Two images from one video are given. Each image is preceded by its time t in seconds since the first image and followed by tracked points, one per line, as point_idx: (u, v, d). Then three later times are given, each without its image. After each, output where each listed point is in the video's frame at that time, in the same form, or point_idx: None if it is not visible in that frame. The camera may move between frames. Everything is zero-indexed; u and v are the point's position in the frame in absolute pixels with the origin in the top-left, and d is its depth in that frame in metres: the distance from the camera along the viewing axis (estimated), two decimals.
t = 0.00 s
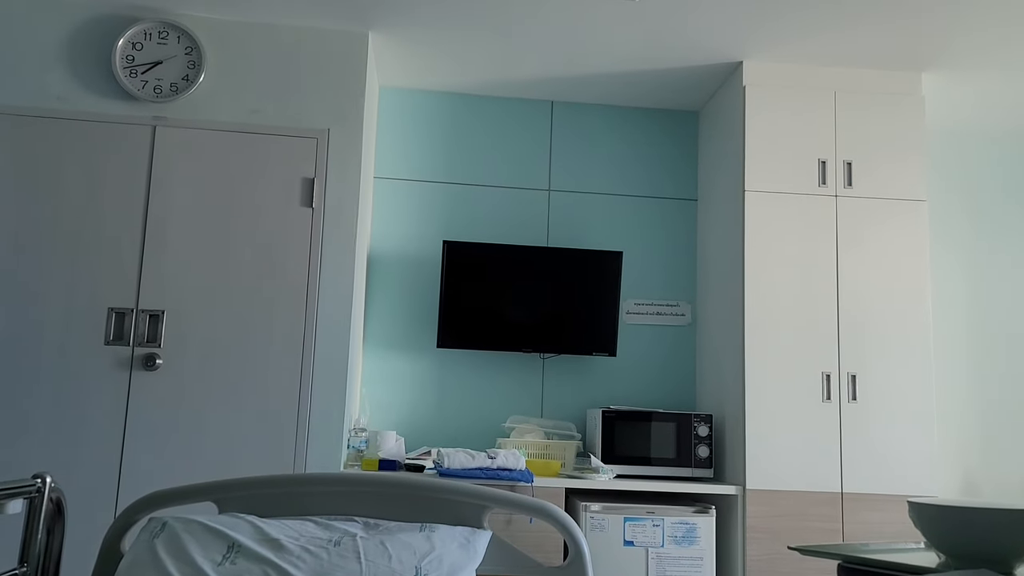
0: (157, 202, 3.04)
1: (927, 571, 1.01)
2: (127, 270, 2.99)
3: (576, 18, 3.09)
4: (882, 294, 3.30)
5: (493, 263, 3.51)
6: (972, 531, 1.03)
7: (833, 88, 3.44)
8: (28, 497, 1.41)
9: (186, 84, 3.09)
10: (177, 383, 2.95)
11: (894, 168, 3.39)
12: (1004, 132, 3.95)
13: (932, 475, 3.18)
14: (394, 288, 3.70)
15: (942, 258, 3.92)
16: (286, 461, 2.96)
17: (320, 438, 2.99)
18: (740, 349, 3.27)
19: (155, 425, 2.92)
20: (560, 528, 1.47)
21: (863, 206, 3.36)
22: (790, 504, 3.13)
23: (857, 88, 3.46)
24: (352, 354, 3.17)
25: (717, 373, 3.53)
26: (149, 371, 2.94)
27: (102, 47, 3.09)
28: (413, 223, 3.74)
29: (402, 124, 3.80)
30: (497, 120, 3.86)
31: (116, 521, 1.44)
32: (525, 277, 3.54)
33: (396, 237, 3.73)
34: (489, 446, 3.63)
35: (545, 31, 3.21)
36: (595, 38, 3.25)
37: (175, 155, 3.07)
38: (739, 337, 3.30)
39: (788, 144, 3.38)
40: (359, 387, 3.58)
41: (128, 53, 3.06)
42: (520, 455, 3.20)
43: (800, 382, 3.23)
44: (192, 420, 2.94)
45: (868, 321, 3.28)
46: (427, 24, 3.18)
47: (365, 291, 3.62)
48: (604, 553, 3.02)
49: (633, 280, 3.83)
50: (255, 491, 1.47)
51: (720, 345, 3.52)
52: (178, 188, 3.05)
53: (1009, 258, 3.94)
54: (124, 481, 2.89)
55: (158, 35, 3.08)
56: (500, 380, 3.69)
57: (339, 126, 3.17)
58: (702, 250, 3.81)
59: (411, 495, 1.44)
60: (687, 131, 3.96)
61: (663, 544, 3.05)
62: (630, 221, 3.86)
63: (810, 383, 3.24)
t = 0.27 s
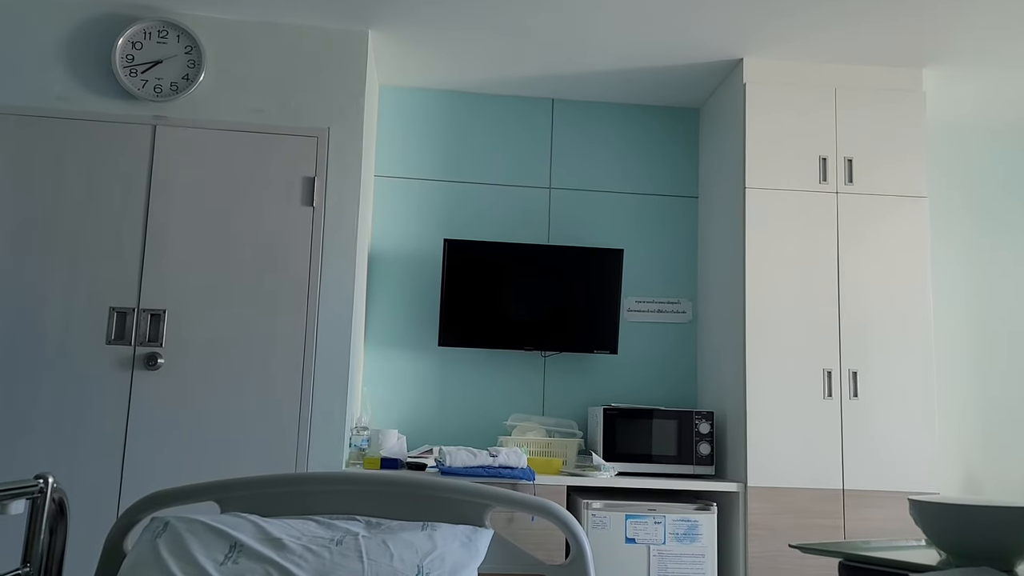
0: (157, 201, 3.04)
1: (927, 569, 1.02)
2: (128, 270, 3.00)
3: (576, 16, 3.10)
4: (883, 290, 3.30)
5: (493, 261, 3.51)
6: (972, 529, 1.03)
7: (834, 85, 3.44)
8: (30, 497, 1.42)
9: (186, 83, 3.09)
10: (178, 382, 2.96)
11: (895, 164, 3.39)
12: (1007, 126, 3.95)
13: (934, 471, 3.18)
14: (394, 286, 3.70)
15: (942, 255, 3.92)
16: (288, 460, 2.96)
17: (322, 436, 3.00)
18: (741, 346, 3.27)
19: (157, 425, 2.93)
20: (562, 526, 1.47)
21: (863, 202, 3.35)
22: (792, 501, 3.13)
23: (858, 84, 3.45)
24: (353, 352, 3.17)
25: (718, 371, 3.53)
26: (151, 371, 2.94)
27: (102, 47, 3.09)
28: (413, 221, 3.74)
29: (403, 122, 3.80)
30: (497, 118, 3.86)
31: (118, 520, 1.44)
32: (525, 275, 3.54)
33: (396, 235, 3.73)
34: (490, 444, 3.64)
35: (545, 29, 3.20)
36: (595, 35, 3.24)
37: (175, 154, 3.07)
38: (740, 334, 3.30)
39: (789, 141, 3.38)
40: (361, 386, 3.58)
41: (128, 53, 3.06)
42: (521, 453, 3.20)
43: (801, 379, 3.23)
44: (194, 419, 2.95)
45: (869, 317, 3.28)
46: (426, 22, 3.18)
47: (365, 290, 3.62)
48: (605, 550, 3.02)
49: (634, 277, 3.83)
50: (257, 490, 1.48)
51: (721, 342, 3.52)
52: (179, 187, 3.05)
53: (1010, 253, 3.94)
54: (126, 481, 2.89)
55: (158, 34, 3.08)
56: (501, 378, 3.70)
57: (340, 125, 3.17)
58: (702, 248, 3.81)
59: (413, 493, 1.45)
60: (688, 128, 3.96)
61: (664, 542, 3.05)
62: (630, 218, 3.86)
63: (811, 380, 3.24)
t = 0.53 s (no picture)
0: (158, 202, 3.04)
1: (928, 567, 1.02)
2: (129, 271, 3.00)
3: (575, 16, 3.10)
4: (884, 288, 3.30)
5: (494, 261, 3.52)
6: (974, 527, 1.03)
7: (833, 83, 3.44)
8: (33, 499, 1.42)
9: (186, 85, 3.09)
10: (180, 383, 2.96)
11: (895, 162, 3.39)
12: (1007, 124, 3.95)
13: (935, 469, 3.18)
14: (395, 286, 3.70)
15: (942, 252, 3.92)
16: (290, 460, 2.96)
17: (323, 437, 3.00)
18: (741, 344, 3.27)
19: (158, 426, 2.93)
20: (563, 526, 1.47)
21: (864, 200, 3.36)
22: (793, 499, 3.14)
23: (858, 82, 3.45)
24: (354, 352, 3.17)
25: (719, 369, 3.53)
26: (152, 372, 2.95)
27: (102, 48, 3.09)
28: (413, 221, 3.75)
29: (403, 122, 3.80)
30: (497, 118, 3.86)
31: (120, 522, 1.44)
32: (526, 275, 3.54)
33: (396, 236, 3.73)
34: (492, 444, 3.64)
35: (544, 28, 3.21)
36: (594, 34, 3.24)
37: (175, 155, 3.07)
38: (741, 332, 3.30)
39: (789, 139, 3.38)
40: (362, 386, 3.58)
41: (128, 54, 3.06)
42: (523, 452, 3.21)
43: (802, 378, 3.24)
44: (195, 420, 2.95)
45: (870, 315, 3.29)
46: (426, 22, 3.18)
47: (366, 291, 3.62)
48: (607, 549, 3.02)
49: (634, 277, 3.83)
50: (259, 492, 1.48)
51: (722, 341, 3.51)
52: (179, 189, 3.06)
53: (1011, 251, 3.93)
54: (128, 482, 2.90)
55: (158, 35, 3.08)
56: (503, 377, 3.70)
57: (340, 125, 3.17)
58: (703, 246, 3.81)
59: (414, 494, 1.45)
60: (688, 126, 3.96)
61: (666, 540, 3.05)
62: (630, 217, 3.86)
63: (813, 378, 3.24)
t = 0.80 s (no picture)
0: (157, 202, 3.04)
1: (928, 565, 1.02)
2: (128, 270, 3.00)
3: (575, 14, 3.11)
4: (883, 285, 3.31)
5: (493, 259, 3.52)
6: (973, 525, 1.03)
7: (832, 80, 3.44)
8: (33, 499, 1.42)
9: (184, 84, 3.09)
10: (180, 382, 2.96)
11: (894, 160, 3.39)
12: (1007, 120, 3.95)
13: (934, 465, 3.19)
14: (394, 285, 3.70)
15: (941, 249, 3.92)
16: (290, 459, 2.97)
17: (323, 435, 3.00)
18: (741, 342, 3.28)
19: (158, 426, 2.93)
20: (563, 524, 1.47)
21: (863, 197, 3.36)
22: (793, 496, 3.14)
23: (857, 80, 3.45)
24: (354, 350, 3.17)
25: (718, 367, 3.54)
26: (152, 371, 2.95)
27: (100, 47, 3.09)
28: (413, 220, 3.75)
29: (402, 121, 3.80)
30: (496, 116, 3.86)
31: (121, 522, 1.44)
32: (526, 273, 3.54)
33: (396, 234, 3.73)
34: (491, 442, 3.64)
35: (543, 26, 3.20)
36: (593, 32, 3.24)
37: (174, 154, 3.07)
38: (740, 330, 3.30)
39: (788, 136, 3.38)
40: (362, 385, 3.59)
41: (126, 54, 3.06)
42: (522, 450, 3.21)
43: (801, 375, 3.24)
44: (195, 419, 2.95)
45: (869, 312, 3.29)
46: (425, 20, 3.18)
47: (366, 289, 3.62)
48: (607, 547, 3.03)
49: (633, 274, 3.83)
50: (259, 491, 1.48)
51: (721, 338, 3.51)
52: (178, 188, 3.05)
53: (1011, 248, 3.93)
54: (128, 481, 2.90)
55: (156, 34, 3.08)
56: (502, 375, 3.70)
57: (339, 124, 3.17)
58: (702, 244, 3.81)
59: (414, 493, 1.45)
60: (687, 124, 3.96)
61: (666, 538, 3.06)
62: (629, 215, 3.86)
63: (812, 375, 3.24)
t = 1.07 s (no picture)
0: (156, 201, 3.04)
1: (927, 563, 1.02)
2: (127, 270, 3.00)
3: (575, 13, 3.10)
4: (883, 283, 3.31)
5: (493, 258, 3.51)
6: (972, 523, 1.03)
7: (832, 79, 3.44)
8: (32, 498, 1.42)
9: (183, 83, 3.09)
10: (179, 382, 2.96)
11: (894, 158, 3.39)
12: (1006, 119, 3.95)
13: (934, 464, 3.19)
14: (393, 284, 3.70)
15: (941, 248, 3.92)
16: (290, 458, 2.97)
17: (323, 435, 3.00)
18: (741, 341, 3.28)
19: (158, 425, 2.93)
20: (563, 522, 1.47)
21: (863, 196, 3.36)
22: (793, 495, 3.14)
23: (856, 78, 3.45)
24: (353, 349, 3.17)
25: (718, 365, 3.54)
26: (152, 371, 2.94)
27: (99, 47, 3.08)
28: (412, 219, 3.74)
29: (401, 120, 3.80)
30: (495, 115, 3.86)
31: (120, 522, 1.44)
32: (525, 273, 3.54)
33: (396, 233, 3.73)
34: (491, 440, 3.64)
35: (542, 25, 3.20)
36: (593, 31, 3.24)
37: (173, 154, 3.06)
38: (740, 328, 3.30)
39: (788, 135, 3.38)
40: (361, 384, 3.59)
41: (125, 53, 3.06)
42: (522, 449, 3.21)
43: (801, 374, 3.24)
44: (195, 418, 2.95)
45: (869, 311, 3.29)
46: (424, 19, 3.18)
47: (365, 289, 3.62)
48: (607, 545, 3.03)
49: (633, 273, 3.83)
50: (258, 490, 1.48)
51: (721, 337, 3.51)
52: (177, 187, 3.05)
53: (1011, 247, 3.93)
54: (128, 481, 2.90)
55: (155, 34, 3.08)
56: (502, 374, 3.70)
57: (338, 123, 3.17)
58: (702, 243, 3.81)
59: (413, 492, 1.45)
60: (686, 123, 3.96)
61: (666, 537, 3.06)
62: (629, 214, 3.86)
63: (812, 374, 3.24)
